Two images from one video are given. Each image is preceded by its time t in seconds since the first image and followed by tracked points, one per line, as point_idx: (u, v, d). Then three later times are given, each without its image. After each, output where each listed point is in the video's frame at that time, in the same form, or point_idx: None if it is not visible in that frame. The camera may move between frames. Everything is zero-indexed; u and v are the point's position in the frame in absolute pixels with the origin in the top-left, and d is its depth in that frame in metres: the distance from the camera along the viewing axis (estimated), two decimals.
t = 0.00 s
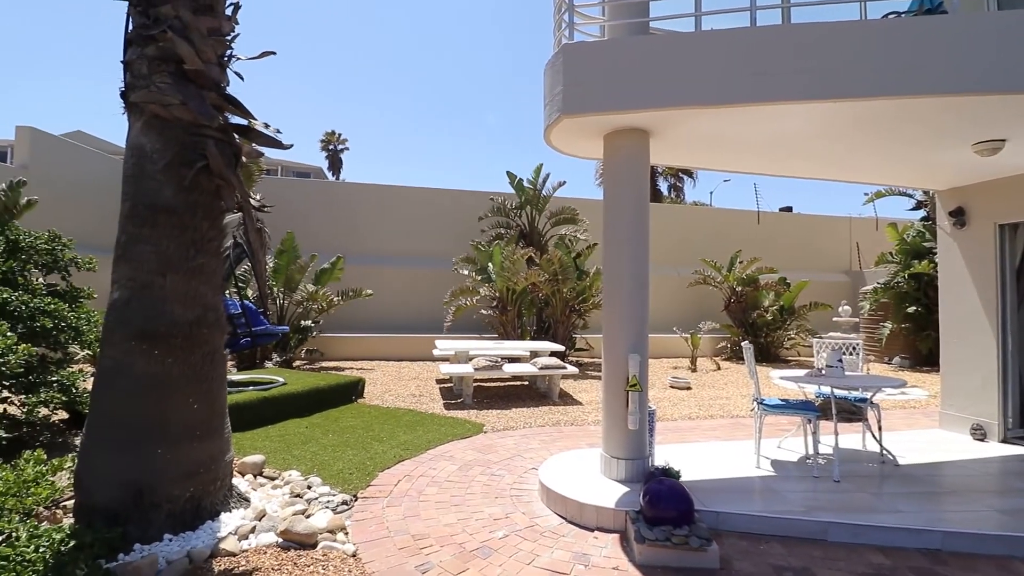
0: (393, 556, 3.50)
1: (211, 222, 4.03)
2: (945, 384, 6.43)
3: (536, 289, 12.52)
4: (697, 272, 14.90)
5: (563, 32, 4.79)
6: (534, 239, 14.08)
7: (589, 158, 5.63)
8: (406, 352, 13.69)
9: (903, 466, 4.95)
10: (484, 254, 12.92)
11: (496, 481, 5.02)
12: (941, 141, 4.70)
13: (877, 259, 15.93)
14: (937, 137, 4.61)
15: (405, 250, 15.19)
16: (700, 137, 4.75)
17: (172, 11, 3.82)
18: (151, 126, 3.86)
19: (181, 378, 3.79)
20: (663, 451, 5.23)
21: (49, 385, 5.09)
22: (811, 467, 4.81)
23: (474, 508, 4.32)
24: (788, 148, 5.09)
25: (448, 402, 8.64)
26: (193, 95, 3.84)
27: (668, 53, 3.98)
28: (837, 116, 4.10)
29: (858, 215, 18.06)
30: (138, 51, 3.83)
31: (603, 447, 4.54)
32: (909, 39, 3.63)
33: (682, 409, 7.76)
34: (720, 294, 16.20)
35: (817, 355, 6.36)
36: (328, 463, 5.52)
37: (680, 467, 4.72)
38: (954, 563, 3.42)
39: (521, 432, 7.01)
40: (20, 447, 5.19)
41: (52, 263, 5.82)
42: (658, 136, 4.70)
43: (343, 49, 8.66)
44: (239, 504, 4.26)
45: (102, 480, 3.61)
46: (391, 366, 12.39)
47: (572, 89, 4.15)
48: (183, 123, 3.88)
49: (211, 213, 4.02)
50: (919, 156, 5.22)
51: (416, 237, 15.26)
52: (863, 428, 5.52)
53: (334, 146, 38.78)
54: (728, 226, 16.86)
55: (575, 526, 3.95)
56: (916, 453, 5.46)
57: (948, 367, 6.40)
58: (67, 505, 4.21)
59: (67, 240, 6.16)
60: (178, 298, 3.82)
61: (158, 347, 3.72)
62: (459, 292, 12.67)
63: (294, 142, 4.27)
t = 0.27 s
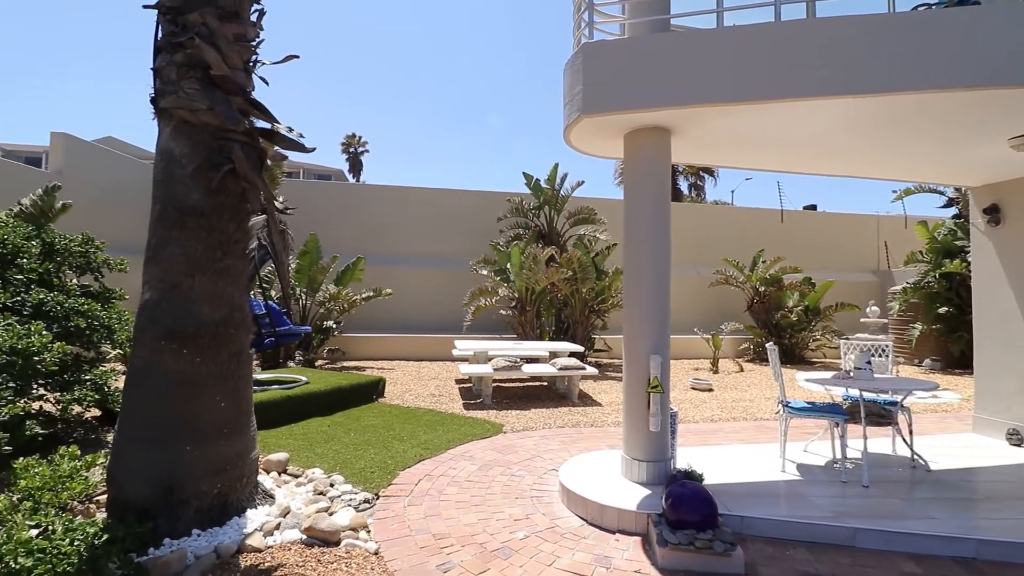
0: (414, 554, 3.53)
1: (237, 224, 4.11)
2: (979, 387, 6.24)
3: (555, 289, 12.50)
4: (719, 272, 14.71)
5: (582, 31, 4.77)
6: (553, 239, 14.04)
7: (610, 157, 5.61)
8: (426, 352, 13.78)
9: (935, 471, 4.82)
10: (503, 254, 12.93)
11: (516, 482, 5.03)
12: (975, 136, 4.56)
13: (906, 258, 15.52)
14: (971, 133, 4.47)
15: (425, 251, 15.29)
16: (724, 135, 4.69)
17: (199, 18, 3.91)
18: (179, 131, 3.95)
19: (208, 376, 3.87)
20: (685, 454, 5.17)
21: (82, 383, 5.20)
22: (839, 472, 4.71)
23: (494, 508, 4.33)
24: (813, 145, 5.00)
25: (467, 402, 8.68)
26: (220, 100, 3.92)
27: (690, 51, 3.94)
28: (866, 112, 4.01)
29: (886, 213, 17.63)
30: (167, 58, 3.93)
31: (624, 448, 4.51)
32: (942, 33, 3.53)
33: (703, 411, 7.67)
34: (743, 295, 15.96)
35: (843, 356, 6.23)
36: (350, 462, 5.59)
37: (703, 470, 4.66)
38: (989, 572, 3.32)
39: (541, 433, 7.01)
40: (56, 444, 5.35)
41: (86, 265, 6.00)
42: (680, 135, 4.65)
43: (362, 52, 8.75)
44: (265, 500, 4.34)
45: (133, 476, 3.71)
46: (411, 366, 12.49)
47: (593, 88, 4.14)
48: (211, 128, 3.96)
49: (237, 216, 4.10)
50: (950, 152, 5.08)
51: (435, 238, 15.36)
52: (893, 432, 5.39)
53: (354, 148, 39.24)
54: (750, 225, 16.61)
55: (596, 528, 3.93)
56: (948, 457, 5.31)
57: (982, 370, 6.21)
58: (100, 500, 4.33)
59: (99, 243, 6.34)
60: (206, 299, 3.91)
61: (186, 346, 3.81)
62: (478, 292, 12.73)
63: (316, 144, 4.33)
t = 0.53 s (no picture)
0: (436, 553, 3.55)
1: (263, 227, 4.19)
2: (1015, 391, 6.04)
3: (575, 290, 12.46)
4: (741, 272, 14.50)
5: (603, 30, 4.75)
6: (572, 240, 14.00)
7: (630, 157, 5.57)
8: (447, 352, 13.87)
9: (969, 477, 4.68)
10: (522, 255, 12.94)
11: (537, 483, 5.03)
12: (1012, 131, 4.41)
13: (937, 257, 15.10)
14: (1007, 127, 4.33)
15: (445, 252, 15.38)
16: (748, 132, 4.62)
17: (226, 25, 4.00)
18: (207, 135, 4.05)
19: (236, 375, 3.96)
20: (708, 456, 5.12)
21: (115, 381, 5.35)
22: (868, 477, 4.60)
23: (515, 508, 4.34)
24: (841, 142, 4.89)
25: (487, 402, 8.71)
26: (246, 105, 4.01)
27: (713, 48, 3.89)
28: (896, 107, 3.91)
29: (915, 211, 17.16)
30: (196, 64, 4.02)
31: (646, 450, 4.48)
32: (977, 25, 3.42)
33: (726, 413, 7.57)
34: (766, 295, 15.71)
35: (872, 358, 6.09)
36: (372, 460, 5.65)
37: (727, 473, 4.60)
38: None
39: (561, 433, 7.00)
40: (90, 439, 5.53)
41: (118, 266, 6.20)
42: (702, 133, 4.60)
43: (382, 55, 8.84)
44: (290, 497, 4.41)
45: (163, 472, 3.80)
46: (430, 366, 12.58)
47: (613, 87, 4.11)
48: (238, 132, 4.05)
49: (263, 218, 4.19)
50: (985, 148, 4.92)
51: (455, 238, 15.43)
52: (924, 436, 5.24)
53: (375, 150, 39.68)
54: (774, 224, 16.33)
55: (617, 530, 3.91)
56: (983, 463, 5.15)
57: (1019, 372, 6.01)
58: (132, 495, 4.45)
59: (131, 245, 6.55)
60: (233, 299, 4.00)
61: (214, 346, 3.90)
62: (497, 293, 12.77)
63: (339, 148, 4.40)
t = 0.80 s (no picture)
0: (457, 552, 3.57)
1: (287, 228, 4.26)
2: None
3: (593, 290, 12.41)
4: (764, 271, 14.27)
5: (622, 28, 4.72)
6: (590, 239, 13.93)
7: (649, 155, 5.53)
8: (466, 353, 13.94)
9: (1004, 483, 4.53)
10: (541, 255, 12.93)
11: (556, 483, 5.02)
12: None
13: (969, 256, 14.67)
14: None
15: (464, 252, 15.44)
16: (771, 129, 4.55)
17: (251, 31, 4.07)
18: (233, 139, 4.13)
19: (260, 374, 4.03)
20: (731, 459, 5.05)
21: (144, 379, 5.48)
22: (897, 481, 4.49)
23: (535, 508, 4.34)
24: (868, 138, 4.79)
25: (506, 402, 8.72)
26: (270, 109, 4.08)
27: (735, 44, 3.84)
28: (927, 101, 3.80)
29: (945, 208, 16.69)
30: (222, 69, 4.11)
31: (667, 452, 4.44)
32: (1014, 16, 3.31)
33: (748, 415, 7.47)
34: (789, 295, 15.45)
35: (900, 360, 5.94)
36: (392, 459, 5.70)
37: (750, 476, 4.54)
38: None
39: (580, 434, 6.97)
40: (121, 436, 5.69)
41: (147, 267, 6.39)
42: (724, 130, 4.54)
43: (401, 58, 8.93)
44: (313, 495, 4.47)
45: (191, 468, 3.89)
46: (449, 366, 12.65)
47: (633, 85, 4.08)
48: (262, 135, 4.12)
49: (286, 219, 4.26)
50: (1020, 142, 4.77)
51: (474, 239, 15.48)
52: (955, 440, 5.10)
53: (393, 153, 39.96)
54: (797, 223, 16.04)
55: (638, 532, 3.88)
56: (1018, 468, 4.99)
57: None
58: (160, 491, 4.56)
59: (159, 247, 6.75)
60: (258, 299, 4.07)
61: (240, 345, 3.98)
62: (515, 293, 12.81)
63: (360, 150, 4.46)
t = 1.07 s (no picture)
0: (474, 552, 3.58)
1: (307, 229, 4.32)
2: None
3: (609, 290, 12.34)
4: (784, 271, 14.06)
5: (639, 26, 4.70)
6: (606, 239, 13.87)
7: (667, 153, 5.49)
8: (482, 353, 13.97)
9: None
10: (557, 255, 12.90)
11: (573, 484, 5.01)
12: None
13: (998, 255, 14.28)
14: None
15: (480, 252, 15.47)
16: (792, 126, 4.49)
17: (272, 35, 4.14)
18: (254, 141, 4.19)
19: (282, 372, 4.09)
20: (751, 461, 4.99)
21: (169, 377, 5.59)
22: (923, 485, 4.40)
23: (552, 509, 4.33)
24: (893, 134, 4.69)
25: (522, 402, 8.73)
26: (291, 111, 4.15)
27: (756, 41, 3.79)
28: (955, 95, 3.71)
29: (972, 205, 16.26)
30: (243, 73, 4.18)
31: (686, 454, 4.40)
32: None
33: (769, 417, 7.36)
34: (810, 295, 15.20)
35: (927, 361, 5.81)
36: (410, 458, 5.74)
37: (772, 479, 4.47)
38: None
39: (597, 435, 6.94)
40: (147, 433, 5.82)
41: (172, 268, 6.53)
42: (743, 127, 4.49)
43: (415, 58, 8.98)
44: (332, 492, 4.52)
45: (214, 465, 3.96)
46: (465, 366, 12.69)
47: (650, 83, 4.06)
48: (283, 138, 4.19)
49: (307, 220, 4.32)
50: None
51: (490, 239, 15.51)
52: (985, 444, 4.97)
53: (409, 154, 40.22)
54: (819, 221, 15.77)
55: (657, 534, 3.85)
56: None
57: None
58: (185, 487, 4.65)
59: (183, 249, 6.89)
60: (279, 299, 4.13)
61: (262, 343, 4.04)
62: (531, 293, 12.80)
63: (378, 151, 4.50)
